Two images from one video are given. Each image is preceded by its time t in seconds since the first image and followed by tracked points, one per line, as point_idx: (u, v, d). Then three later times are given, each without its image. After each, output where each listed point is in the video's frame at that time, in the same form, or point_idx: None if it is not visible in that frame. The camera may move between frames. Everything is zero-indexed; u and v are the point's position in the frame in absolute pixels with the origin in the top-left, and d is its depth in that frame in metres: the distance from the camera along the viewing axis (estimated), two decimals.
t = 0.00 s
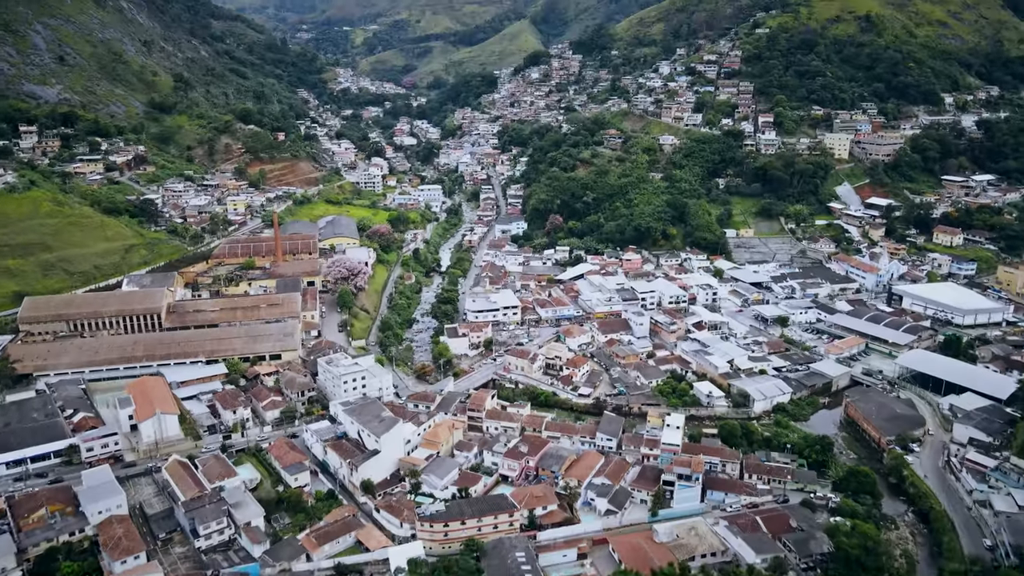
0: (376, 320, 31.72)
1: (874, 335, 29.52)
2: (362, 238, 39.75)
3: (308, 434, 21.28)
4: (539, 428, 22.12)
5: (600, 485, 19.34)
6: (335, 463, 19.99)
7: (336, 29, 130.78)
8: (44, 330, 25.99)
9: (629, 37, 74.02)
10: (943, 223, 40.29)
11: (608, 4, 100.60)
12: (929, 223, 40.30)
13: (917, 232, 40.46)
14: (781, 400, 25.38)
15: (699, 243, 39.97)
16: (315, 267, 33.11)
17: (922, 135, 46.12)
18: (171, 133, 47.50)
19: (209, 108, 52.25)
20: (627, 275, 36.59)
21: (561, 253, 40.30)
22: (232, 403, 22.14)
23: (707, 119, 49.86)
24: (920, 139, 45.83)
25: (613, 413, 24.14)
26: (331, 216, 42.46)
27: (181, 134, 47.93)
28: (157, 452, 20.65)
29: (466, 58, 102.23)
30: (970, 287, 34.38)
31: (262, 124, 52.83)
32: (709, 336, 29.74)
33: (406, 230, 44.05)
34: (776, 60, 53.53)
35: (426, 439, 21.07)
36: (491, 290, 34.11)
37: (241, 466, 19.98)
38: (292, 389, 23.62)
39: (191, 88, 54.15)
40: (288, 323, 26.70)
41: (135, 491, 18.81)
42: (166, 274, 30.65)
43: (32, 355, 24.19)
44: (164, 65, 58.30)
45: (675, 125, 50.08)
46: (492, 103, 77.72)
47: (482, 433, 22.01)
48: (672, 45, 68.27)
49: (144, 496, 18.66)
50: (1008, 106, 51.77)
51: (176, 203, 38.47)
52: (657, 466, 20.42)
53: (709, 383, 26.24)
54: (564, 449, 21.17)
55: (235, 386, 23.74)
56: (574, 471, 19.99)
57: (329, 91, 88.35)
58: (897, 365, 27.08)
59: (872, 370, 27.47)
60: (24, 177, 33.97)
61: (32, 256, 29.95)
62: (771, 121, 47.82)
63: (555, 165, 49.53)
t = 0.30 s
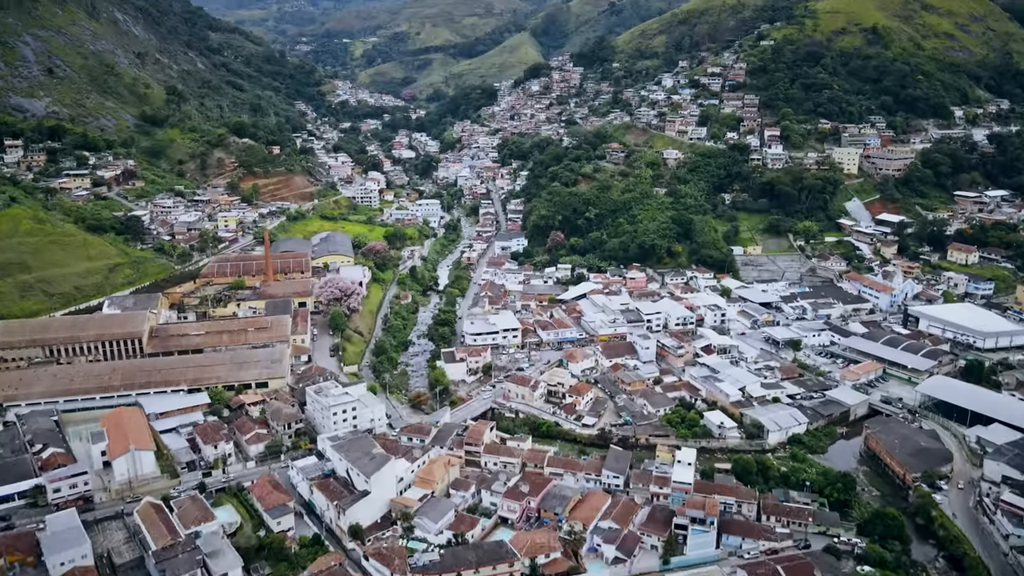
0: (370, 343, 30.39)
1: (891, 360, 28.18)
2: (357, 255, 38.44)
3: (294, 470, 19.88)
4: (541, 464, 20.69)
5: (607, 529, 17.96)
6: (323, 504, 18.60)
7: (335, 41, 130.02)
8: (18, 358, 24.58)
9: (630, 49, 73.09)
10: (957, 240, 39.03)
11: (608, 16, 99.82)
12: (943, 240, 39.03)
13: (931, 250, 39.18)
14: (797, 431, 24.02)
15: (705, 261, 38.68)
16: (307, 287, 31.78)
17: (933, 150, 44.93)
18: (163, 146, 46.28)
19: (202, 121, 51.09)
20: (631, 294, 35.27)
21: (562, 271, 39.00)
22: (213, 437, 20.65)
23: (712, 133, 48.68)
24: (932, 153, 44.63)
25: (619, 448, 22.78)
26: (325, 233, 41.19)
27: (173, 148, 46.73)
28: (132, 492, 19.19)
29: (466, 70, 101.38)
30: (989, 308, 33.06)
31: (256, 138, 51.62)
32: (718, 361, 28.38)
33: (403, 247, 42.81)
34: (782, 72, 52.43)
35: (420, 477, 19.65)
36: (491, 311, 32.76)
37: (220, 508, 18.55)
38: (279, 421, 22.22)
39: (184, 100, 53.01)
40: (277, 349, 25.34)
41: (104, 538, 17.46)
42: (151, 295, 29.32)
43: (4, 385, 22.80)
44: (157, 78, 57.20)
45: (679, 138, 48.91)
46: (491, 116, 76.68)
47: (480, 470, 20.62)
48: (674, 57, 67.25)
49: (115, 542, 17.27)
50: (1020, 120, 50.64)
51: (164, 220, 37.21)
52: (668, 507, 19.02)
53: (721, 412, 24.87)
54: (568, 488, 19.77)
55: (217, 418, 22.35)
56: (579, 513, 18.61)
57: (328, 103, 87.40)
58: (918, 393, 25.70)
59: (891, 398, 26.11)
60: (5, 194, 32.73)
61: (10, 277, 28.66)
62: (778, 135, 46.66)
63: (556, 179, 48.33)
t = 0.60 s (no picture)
0: (364, 368, 29.00)
1: (911, 386, 26.80)
2: (351, 273, 37.09)
3: (277, 512, 18.44)
4: (543, 504, 19.31)
5: None
6: (307, 550, 17.14)
7: (334, 54, 129.25)
8: None
9: (632, 61, 72.15)
10: (973, 257, 37.71)
11: (608, 29, 99.12)
12: (958, 257, 37.73)
13: (945, 267, 37.87)
14: (815, 464, 22.59)
15: (712, 279, 37.33)
16: (298, 309, 30.42)
17: (945, 164, 43.69)
18: (153, 161, 45.03)
19: (195, 134, 49.89)
20: (636, 314, 33.91)
21: (564, 289, 37.65)
22: (191, 475, 19.11)
23: (717, 146, 47.47)
24: (944, 167, 43.39)
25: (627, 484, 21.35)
26: (319, 250, 39.89)
27: (164, 162, 45.49)
28: (103, 534, 17.95)
29: (466, 82, 100.49)
30: (1009, 329, 31.70)
31: (251, 151, 50.37)
32: (729, 388, 26.98)
33: (400, 264, 41.51)
34: (788, 85, 51.32)
35: (413, 519, 18.23)
36: (490, 333, 31.39)
37: (195, 556, 17.04)
38: (263, 456, 20.75)
39: (177, 113, 51.87)
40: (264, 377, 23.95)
41: None
42: (133, 317, 27.92)
43: None
44: (151, 90, 56.09)
45: (683, 152, 47.72)
46: (491, 129, 75.64)
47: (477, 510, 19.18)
48: (676, 69, 66.24)
49: None
50: None
51: (152, 237, 35.91)
52: (681, 553, 17.65)
53: (733, 444, 23.45)
54: (573, 531, 18.33)
55: (197, 452, 20.90)
56: (585, 561, 17.17)
57: (326, 116, 86.43)
58: (941, 423, 24.28)
59: (913, 428, 24.69)
60: None
61: None
62: (784, 148, 45.49)
63: (557, 194, 47.09)
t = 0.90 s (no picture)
0: (356, 394, 27.59)
1: (934, 414, 25.39)
2: (346, 292, 35.72)
3: (257, 559, 17.00)
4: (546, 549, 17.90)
5: None
6: None
7: (333, 66, 128.43)
8: None
9: (634, 73, 71.11)
10: (990, 275, 36.37)
11: (608, 41, 98.33)
12: (974, 275, 36.41)
13: (961, 286, 36.53)
14: (835, 500, 21.14)
15: (720, 298, 35.97)
16: (288, 331, 29.01)
17: (958, 178, 42.45)
18: (143, 175, 43.77)
19: (187, 148, 48.68)
20: (642, 334, 32.50)
21: (566, 308, 36.27)
22: (165, 518, 17.68)
23: (722, 159, 46.24)
24: (957, 182, 42.16)
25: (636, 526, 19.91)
26: (313, 267, 38.55)
27: (154, 176, 44.21)
28: None
29: (465, 94, 99.48)
30: None
31: (245, 165, 49.15)
32: (741, 416, 25.54)
33: (396, 281, 40.20)
34: (794, 97, 50.18)
35: (405, 567, 16.79)
36: (489, 356, 30.01)
37: None
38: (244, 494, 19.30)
39: (169, 125, 50.68)
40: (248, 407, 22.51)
41: None
42: (113, 341, 26.52)
43: None
44: (143, 102, 54.95)
45: (688, 166, 46.49)
46: (491, 142, 74.53)
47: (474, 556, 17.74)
48: (679, 82, 65.17)
49: None
50: None
51: (138, 255, 34.58)
52: None
53: (748, 479, 22.01)
54: None
55: (173, 490, 19.48)
56: None
57: (323, 128, 85.33)
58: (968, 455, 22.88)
59: (938, 460, 23.27)
60: None
61: None
62: (792, 162, 44.27)
63: (558, 208, 45.80)
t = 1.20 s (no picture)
0: (348, 421, 26.16)
1: (959, 444, 23.98)
2: (339, 311, 34.35)
3: None
4: None
5: None
6: None
7: (333, 78, 127.66)
8: None
9: (635, 85, 70.09)
10: (1008, 293, 35.01)
11: (609, 53, 97.51)
12: (992, 293, 35.06)
13: (979, 304, 35.16)
14: (860, 540, 19.72)
15: (728, 317, 34.58)
16: (276, 354, 27.59)
17: (972, 193, 41.19)
18: (132, 189, 42.49)
19: (178, 161, 47.47)
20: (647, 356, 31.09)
21: (568, 328, 34.88)
22: (134, 566, 16.24)
23: (728, 173, 44.99)
24: (971, 197, 40.90)
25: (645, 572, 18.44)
26: (306, 285, 37.19)
27: (143, 190, 42.96)
28: None
29: (465, 106, 98.50)
30: None
31: (238, 178, 47.89)
32: (755, 445, 24.11)
33: (392, 299, 38.86)
34: (801, 109, 49.03)
35: None
36: (488, 381, 28.60)
37: None
38: (222, 537, 17.84)
39: (161, 138, 49.49)
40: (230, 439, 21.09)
41: None
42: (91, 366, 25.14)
43: None
44: (136, 115, 53.81)
45: (693, 179, 45.26)
46: (491, 154, 73.43)
47: None
48: (681, 93, 64.10)
49: None
50: None
51: (123, 272, 33.25)
52: None
53: (765, 517, 20.57)
54: None
55: (146, 532, 18.05)
56: None
57: (321, 140, 84.28)
58: (998, 490, 21.45)
59: (967, 495, 21.83)
60: None
61: None
62: (800, 175, 43.05)
63: (560, 223, 44.51)
